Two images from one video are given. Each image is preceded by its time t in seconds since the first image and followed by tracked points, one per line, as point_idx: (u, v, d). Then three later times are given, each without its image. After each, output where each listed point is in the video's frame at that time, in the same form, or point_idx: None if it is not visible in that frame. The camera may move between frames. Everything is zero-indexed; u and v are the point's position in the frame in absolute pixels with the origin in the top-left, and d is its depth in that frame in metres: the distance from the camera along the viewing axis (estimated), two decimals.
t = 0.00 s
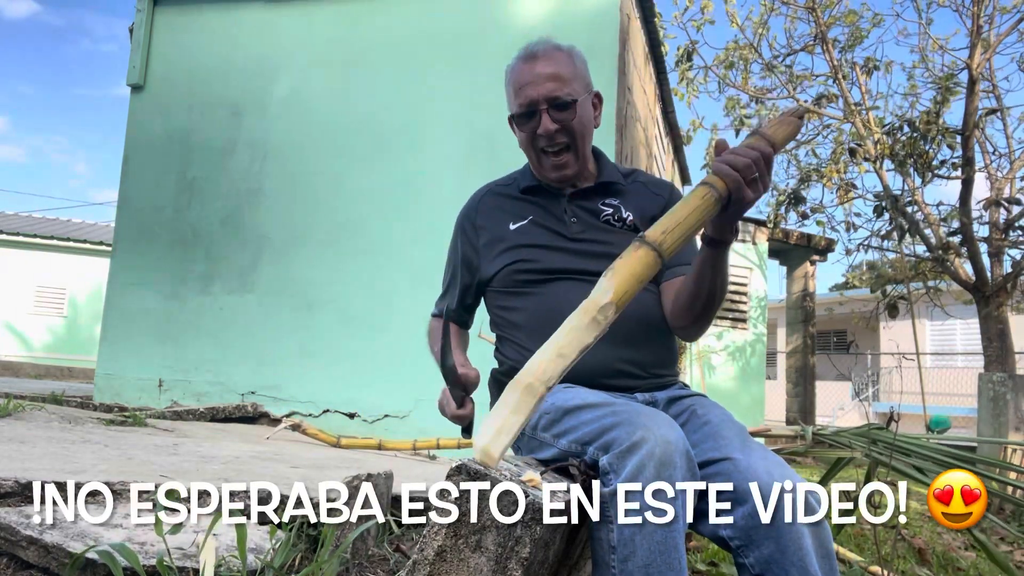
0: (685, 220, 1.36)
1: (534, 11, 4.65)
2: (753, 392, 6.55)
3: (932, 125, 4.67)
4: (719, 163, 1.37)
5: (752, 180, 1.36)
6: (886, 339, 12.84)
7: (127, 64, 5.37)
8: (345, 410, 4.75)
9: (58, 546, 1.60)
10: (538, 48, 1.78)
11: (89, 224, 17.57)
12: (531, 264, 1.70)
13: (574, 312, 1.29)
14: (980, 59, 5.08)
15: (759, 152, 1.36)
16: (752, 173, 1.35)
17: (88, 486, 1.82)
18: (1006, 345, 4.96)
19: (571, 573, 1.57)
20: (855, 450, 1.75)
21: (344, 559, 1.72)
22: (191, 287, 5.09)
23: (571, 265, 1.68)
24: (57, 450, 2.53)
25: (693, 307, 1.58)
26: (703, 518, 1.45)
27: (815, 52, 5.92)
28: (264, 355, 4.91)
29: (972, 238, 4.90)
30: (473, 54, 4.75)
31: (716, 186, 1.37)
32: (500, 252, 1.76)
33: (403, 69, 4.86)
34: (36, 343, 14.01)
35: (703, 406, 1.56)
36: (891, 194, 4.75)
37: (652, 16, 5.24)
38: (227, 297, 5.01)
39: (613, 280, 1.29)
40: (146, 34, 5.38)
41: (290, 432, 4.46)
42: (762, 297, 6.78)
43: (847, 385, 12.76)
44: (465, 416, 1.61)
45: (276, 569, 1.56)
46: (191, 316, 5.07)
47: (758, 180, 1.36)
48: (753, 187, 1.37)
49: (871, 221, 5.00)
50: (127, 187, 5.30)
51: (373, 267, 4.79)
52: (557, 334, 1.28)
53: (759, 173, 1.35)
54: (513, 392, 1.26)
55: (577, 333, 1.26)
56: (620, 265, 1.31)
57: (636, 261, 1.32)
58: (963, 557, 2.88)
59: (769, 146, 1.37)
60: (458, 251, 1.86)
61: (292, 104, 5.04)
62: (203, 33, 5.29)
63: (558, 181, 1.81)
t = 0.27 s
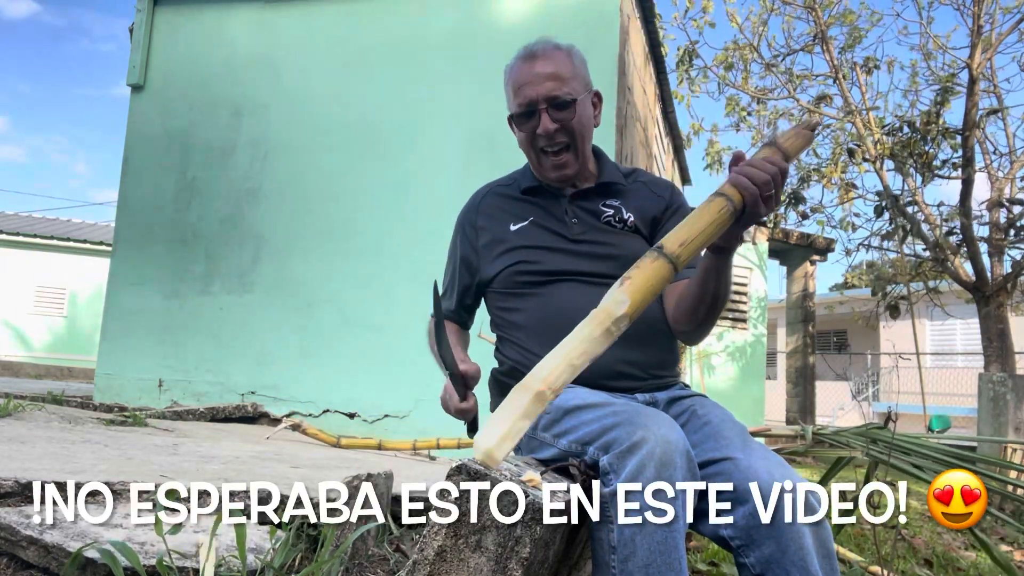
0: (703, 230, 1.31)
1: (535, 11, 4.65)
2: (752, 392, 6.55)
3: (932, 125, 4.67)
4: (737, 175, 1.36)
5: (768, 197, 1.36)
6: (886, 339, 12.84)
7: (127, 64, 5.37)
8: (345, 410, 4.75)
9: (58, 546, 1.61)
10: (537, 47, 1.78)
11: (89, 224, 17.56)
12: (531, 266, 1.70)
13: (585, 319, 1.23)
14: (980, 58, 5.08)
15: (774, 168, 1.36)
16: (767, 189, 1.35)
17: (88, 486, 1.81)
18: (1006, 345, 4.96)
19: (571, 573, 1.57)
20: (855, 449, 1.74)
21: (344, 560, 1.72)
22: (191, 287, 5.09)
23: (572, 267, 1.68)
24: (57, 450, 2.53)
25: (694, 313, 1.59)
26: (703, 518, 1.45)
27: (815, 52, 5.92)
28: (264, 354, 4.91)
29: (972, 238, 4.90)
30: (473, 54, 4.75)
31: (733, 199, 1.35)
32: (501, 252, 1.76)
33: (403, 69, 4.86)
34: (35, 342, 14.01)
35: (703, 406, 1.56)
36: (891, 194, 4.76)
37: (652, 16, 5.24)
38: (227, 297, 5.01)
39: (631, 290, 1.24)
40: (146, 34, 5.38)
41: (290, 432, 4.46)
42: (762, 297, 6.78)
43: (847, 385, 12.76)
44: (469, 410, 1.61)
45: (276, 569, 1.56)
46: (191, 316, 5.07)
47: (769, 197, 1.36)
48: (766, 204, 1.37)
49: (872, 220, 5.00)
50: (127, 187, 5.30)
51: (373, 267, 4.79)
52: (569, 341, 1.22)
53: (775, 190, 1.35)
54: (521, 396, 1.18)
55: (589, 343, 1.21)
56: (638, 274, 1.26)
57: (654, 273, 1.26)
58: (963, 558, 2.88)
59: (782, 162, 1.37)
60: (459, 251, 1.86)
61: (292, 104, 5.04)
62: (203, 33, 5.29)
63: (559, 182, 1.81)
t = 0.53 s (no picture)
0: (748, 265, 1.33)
1: (535, 11, 4.65)
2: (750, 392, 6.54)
3: (932, 125, 4.67)
4: (790, 222, 1.42)
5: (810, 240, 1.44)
6: (886, 339, 12.84)
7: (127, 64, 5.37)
8: (345, 410, 4.75)
9: (58, 546, 1.61)
10: (535, 46, 1.78)
11: (89, 224, 17.56)
12: (531, 267, 1.70)
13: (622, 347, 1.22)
14: (981, 58, 5.08)
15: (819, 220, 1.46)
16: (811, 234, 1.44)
17: (88, 486, 1.82)
18: (1006, 345, 4.96)
19: (571, 573, 1.57)
20: (855, 450, 1.74)
21: (344, 560, 1.72)
22: (191, 287, 5.09)
23: (571, 268, 1.68)
24: (57, 450, 2.53)
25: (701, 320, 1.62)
26: (703, 518, 1.45)
27: (815, 52, 5.92)
28: (264, 355, 4.91)
29: (972, 238, 4.90)
30: (473, 54, 4.75)
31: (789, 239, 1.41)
32: (500, 253, 1.75)
33: (403, 69, 4.87)
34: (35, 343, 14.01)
35: (703, 406, 1.56)
36: (891, 194, 4.76)
37: (652, 16, 5.24)
38: (227, 297, 5.01)
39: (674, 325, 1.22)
40: (146, 34, 5.38)
41: (290, 432, 4.47)
42: (763, 297, 6.78)
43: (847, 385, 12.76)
44: (479, 407, 1.59)
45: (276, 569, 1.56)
46: (191, 316, 5.07)
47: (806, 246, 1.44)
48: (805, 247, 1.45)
49: (871, 221, 5.00)
50: (127, 187, 5.30)
51: (373, 267, 4.79)
52: (603, 368, 1.21)
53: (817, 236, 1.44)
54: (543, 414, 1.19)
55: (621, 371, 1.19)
56: (681, 307, 1.24)
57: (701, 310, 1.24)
58: (963, 558, 2.88)
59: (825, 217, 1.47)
60: (458, 251, 1.85)
61: (292, 105, 5.04)
62: (203, 33, 5.30)
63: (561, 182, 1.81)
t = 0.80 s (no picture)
0: (718, 245, 1.33)
1: (535, 11, 4.65)
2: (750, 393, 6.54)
3: (933, 125, 4.67)
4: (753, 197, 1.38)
5: (786, 215, 1.36)
6: (887, 339, 12.84)
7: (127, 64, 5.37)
8: (345, 410, 4.75)
9: (58, 546, 1.61)
10: (540, 45, 1.79)
11: (89, 224, 17.57)
12: (532, 267, 1.70)
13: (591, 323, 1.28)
14: (981, 58, 5.07)
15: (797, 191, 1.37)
16: (786, 207, 1.36)
17: (88, 486, 1.81)
18: (1006, 345, 4.96)
19: (571, 573, 1.57)
20: (855, 450, 1.74)
21: (344, 560, 1.72)
22: (191, 287, 5.09)
23: (572, 268, 1.68)
24: (57, 450, 2.53)
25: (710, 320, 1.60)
26: (703, 518, 1.45)
27: (816, 52, 5.92)
28: (265, 354, 4.91)
29: (972, 237, 4.90)
30: (473, 54, 4.75)
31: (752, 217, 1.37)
32: (502, 253, 1.75)
33: (403, 69, 4.86)
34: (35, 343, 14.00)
35: (704, 406, 1.56)
36: (891, 194, 4.76)
37: (652, 16, 5.24)
38: (227, 297, 5.01)
39: (635, 294, 1.27)
40: (146, 34, 5.38)
41: (290, 432, 4.46)
42: (763, 297, 6.78)
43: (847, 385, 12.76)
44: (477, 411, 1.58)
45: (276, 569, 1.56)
46: (191, 316, 5.07)
47: (786, 222, 1.37)
48: (786, 223, 1.37)
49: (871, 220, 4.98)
50: (127, 187, 5.30)
51: (373, 267, 4.79)
52: (575, 343, 1.26)
53: (792, 209, 1.36)
54: (520, 393, 1.24)
55: (589, 346, 1.24)
56: (646, 279, 1.29)
57: (661, 279, 1.29)
58: (963, 557, 2.88)
59: (806, 186, 1.38)
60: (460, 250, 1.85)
61: (292, 105, 5.04)
62: (204, 33, 5.29)
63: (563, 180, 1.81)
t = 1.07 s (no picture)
0: (701, 238, 1.31)
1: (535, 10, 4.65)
2: (750, 393, 6.53)
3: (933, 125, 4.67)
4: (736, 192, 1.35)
5: (764, 202, 1.33)
6: (886, 339, 12.84)
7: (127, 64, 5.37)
8: (345, 410, 4.75)
9: (58, 546, 1.61)
10: (543, 43, 1.78)
11: (89, 224, 17.57)
12: (533, 267, 1.70)
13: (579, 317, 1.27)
14: (981, 58, 5.07)
15: (776, 179, 1.34)
16: (762, 195, 1.33)
17: (88, 486, 1.81)
18: (1006, 345, 4.96)
19: (571, 573, 1.57)
20: (855, 450, 1.74)
21: (344, 560, 1.72)
22: (191, 287, 5.09)
23: (574, 268, 1.68)
24: (57, 450, 2.53)
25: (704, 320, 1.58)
26: (703, 518, 1.45)
27: (815, 52, 5.92)
28: (265, 354, 4.91)
29: (972, 238, 4.90)
30: (473, 54, 4.75)
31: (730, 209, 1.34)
32: (502, 253, 1.75)
33: (403, 69, 4.86)
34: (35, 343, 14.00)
35: (704, 406, 1.56)
36: (892, 194, 4.76)
37: (653, 16, 5.24)
38: (227, 297, 5.01)
39: (620, 288, 1.25)
40: (146, 34, 5.38)
41: (290, 432, 4.46)
42: (763, 297, 6.78)
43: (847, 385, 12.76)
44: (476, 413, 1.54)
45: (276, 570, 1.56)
46: (192, 316, 5.07)
47: (767, 211, 1.33)
48: (768, 211, 1.33)
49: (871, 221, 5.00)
50: (127, 187, 5.30)
51: (373, 266, 4.78)
52: (566, 338, 1.26)
53: (769, 196, 1.33)
54: (517, 389, 1.28)
55: (577, 341, 1.24)
56: (630, 274, 1.27)
57: (646, 274, 1.27)
58: (964, 558, 2.88)
59: (786, 174, 1.34)
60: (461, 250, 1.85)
61: (292, 104, 5.04)
62: (204, 33, 5.29)
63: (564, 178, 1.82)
